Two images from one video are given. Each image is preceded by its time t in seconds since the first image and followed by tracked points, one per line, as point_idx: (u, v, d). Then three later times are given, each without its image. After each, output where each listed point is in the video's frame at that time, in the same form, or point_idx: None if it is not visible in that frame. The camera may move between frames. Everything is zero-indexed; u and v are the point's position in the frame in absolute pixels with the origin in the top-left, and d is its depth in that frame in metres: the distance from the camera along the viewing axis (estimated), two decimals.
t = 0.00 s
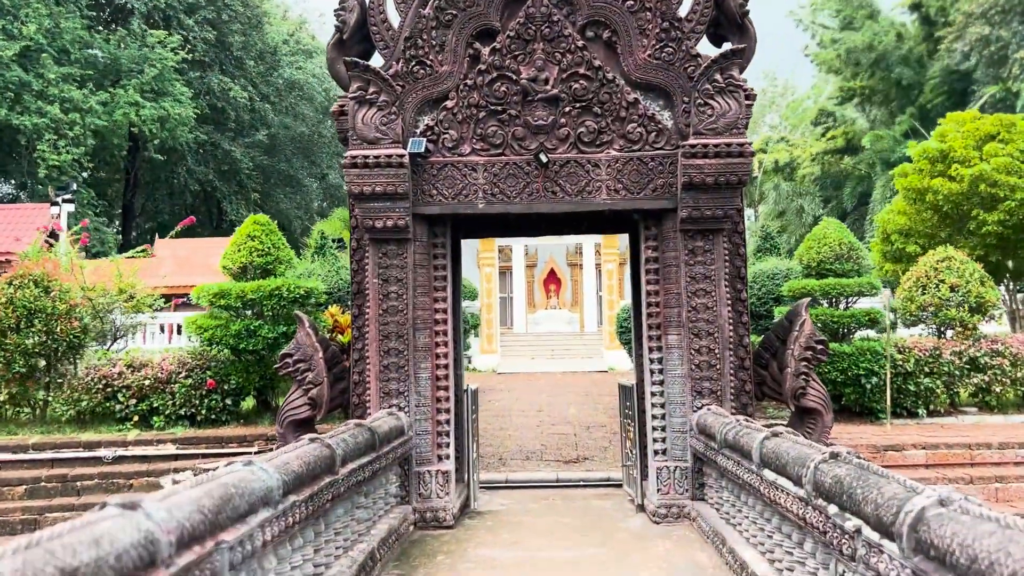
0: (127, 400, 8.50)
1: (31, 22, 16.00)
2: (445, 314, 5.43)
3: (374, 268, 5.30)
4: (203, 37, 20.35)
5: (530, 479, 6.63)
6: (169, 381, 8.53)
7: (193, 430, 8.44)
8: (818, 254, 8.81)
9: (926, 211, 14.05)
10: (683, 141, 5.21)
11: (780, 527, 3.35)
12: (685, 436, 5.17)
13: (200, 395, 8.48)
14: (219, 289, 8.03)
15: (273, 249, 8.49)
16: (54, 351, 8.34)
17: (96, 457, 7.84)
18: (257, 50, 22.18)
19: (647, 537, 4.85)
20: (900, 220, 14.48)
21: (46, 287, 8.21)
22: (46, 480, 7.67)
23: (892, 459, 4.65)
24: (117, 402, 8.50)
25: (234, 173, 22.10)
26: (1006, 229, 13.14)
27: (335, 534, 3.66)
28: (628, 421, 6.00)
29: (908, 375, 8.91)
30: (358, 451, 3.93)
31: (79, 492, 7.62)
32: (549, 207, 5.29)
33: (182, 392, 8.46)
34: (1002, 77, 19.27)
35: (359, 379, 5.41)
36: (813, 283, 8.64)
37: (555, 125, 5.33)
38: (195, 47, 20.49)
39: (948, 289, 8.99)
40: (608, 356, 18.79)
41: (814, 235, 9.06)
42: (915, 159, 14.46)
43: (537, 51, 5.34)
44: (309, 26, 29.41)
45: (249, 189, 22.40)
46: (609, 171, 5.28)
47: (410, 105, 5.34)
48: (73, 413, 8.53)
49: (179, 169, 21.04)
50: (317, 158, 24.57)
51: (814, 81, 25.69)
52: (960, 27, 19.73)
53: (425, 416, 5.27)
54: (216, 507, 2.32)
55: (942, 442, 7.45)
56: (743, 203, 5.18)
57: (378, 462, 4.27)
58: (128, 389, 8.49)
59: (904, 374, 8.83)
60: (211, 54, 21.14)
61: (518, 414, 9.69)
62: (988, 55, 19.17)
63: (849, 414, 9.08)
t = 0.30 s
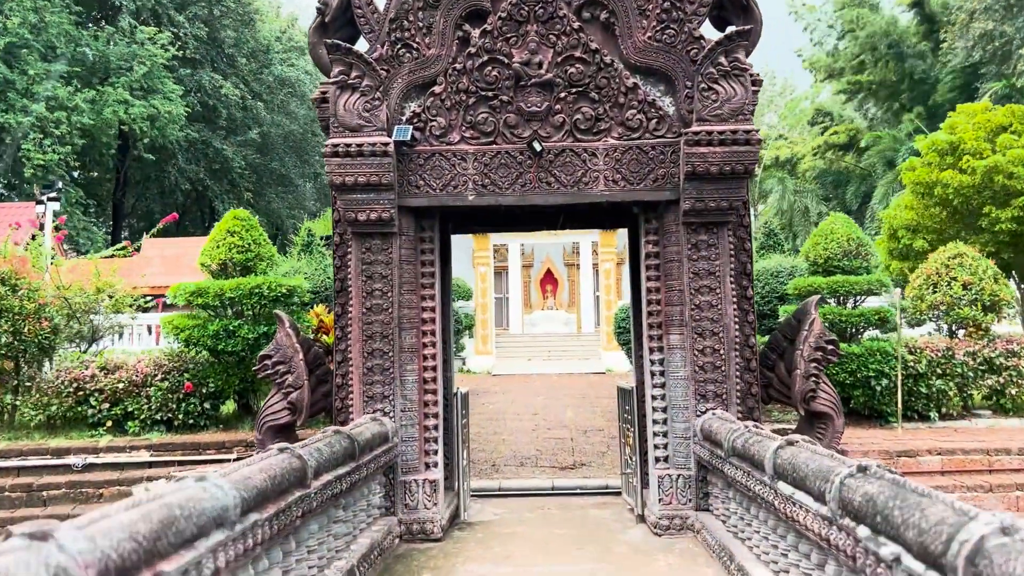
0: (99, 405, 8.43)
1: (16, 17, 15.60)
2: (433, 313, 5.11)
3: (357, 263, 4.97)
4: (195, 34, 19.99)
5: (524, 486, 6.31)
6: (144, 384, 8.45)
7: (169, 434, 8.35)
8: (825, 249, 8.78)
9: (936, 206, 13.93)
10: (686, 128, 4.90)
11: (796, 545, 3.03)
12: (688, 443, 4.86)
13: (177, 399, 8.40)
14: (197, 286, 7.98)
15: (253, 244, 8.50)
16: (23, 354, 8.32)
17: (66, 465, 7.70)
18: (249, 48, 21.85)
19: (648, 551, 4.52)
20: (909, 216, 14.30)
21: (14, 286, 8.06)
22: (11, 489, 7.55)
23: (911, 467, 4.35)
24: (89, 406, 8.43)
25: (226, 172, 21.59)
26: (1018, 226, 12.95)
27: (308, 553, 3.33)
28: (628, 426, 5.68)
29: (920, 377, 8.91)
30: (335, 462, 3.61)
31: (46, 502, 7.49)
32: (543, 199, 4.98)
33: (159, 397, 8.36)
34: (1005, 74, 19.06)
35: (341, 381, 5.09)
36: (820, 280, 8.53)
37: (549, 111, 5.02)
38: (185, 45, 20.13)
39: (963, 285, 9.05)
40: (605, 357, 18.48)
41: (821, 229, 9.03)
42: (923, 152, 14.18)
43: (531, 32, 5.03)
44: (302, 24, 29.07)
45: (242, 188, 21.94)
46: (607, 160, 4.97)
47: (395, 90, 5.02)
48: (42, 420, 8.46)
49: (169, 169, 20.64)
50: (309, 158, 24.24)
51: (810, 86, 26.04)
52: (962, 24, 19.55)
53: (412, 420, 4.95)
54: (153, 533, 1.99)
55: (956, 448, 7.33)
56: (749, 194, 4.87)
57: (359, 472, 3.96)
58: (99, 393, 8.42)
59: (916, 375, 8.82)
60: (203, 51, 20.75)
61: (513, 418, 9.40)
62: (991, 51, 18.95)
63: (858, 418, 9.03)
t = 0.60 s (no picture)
0: (71, 408, 8.32)
1: None
2: (423, 309, 4.80)
3: (342, 255, 4.65)
4: (184, 28, 19.64)
5: (521, 492, 5.99)
6: (119, 386, 8.39)
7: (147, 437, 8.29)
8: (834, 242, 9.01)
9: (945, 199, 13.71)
10: (694, 111, 4.59)
11: (826, 563, 2.72)
12: (696, 446, 4.55)
13: (155, 400, 8.33)
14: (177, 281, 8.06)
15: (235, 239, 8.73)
16: None
17: (36, 471, 7.52)
18: (239, 43, 21.51)
19: (655, 563, 4.21)
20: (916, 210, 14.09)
21: None
22: None
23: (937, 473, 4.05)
24: (61, 409, 8.31)
25: (216, 168, 21.22)
26: None
27: (282, 572, 3.02)
28: (631, 428, 5.36)
29: (935, 377, 8.94)
30: (314, 470, 3.30)
31: (12, 511, 7.20)
32: (540, 186, 4.67)
33: (135, 398, 8.30)
34: (1008, 69, 18.87)
35: (325, 382, 4.76)
36: (829, 275, 8.65)
37: (547, 93, 4.71)
38: (174, 39, 19.77)
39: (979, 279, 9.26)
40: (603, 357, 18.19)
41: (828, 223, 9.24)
42: (934, 144, 14.12)
43: (527, 9, 4.72)
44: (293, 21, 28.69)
45: (233, 185, 21.60)
46: (608, 145, 4.66)
47: (383, 71, 4.70)
48: (11, 423, 8.31)
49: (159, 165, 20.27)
50: (301, 155, 23.89)
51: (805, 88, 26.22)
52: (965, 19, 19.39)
53: (401, 422, 4.63)
54: (81, 563, 1.67)
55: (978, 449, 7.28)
56: (760, 181, 4.57)
57: (342, 481, 3.65)
58: (71, 395, 8.32)
59: (932, 373, 8.85)
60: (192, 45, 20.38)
61: (508, 419, 9.11)
62: (993, 45, 18.76)
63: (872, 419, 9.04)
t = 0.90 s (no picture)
0: (39, 416, 8.18)
1: None
2: (413, 311, 4.47)
3: (324, 252, 4.32)
4: (171, 23, 19.30)
5: (518, 504, 5.66)
6: (90, 393, 8.26)
7: (120, 446, 8.16)
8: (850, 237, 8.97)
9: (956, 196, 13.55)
10: (703, 98, 4.28)
11: None
12: (706, 458, 4.23)
13: (128, 406, 8.21)
14: (150, 282, 7.91)
15: (214, 235, 8.60)
16: None
17: None
18: (229, 39, 21.20)
19: None
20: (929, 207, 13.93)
21: None
22: None
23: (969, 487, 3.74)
24: (29, 417, 8.16)
25: (205, 166, 20.76)
26: None
27: None
28: (634, 437, 5.02)
29: (953, 381, 8.89)
30: (286, 490, 2.95)
31: None
32: (538, 179, 4.35)
33: (106, 406, 8.17)
34: (1010, 66, 18.74)
35: (308, 389, 4.42)
36: (841, 275, 8.62)
37: (545, 79, 4.38)
38: (162, 34, 19.43)
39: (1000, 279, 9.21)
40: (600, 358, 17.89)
41: (845, 215, 9.15)
42: (945, 139, 13.85)
43: None
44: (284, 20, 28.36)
45: (224, 183, 21.24)
46: (610, 136, 4.35)
47: (368, 55, 4.37)
48: None
49: (147, 163, 19.85)
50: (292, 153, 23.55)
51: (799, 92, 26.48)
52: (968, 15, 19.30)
53: (388, 432, 4.30)
54: None
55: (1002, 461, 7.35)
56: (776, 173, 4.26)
57: (319, 501, 3.30)
58: (39, 402, 8.17)
59: (949, 376, 8.81)
60: (180, 41, 20.01)
61: (503, 424, 8.83)
62: (996, 41, 18.61)
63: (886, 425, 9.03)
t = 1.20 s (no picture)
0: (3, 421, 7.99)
1: None
2: (395, 308, 4.15)
3: (299, 245, 4.00)
4: (156, 17, 18.92)
5: (509, 513, 5.35)
6: (55, 397, 8.10)
7: (87, 453, 8.04)
8: (858, 231, 9.15)
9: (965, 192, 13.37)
10: (708, 78, 3.98)
11: None
12: (711, 466, 3.94)
13: (96, 412, 8.07)
14: (116, 279, 7.70)
15: (185, 228, 8.54)
16: None
17: None
18: (215, 34, 20.85)
19: None
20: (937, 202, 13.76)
21: None
22: None
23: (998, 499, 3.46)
24: None
25: (192, 163, 20.40)
26: None
27: None
28: (632, 442, 4.72)
29: (965, 382, 8.92)
30: (247, 507, 2.63)
31: None
32: (529, 166, 4.04)
33: (72, 411, 8.02)
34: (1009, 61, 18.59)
35: (282, 393, 4.10)
36: (847, 272, 8.66)
37: (538, 58, 4.07)
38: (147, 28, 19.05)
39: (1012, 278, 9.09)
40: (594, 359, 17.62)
41: (850, 212, 9.30)
42: (951, 132, 13.75)
43: None
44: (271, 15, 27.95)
45: (211, 181, 20.88)
46: (606, 119, 4.04)
47: (348, 33, 4.05)
48: None
49: (132, 160, 19.46)
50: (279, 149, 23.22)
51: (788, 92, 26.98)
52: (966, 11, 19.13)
53: (370, 438, 3.99)
54: None
55: (1021, 467, 7.27)
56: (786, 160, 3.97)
57: (288, 518, 2.99)
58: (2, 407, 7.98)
59: (961, 378, 8.83)
60: (166, 35, 19.64)
61: (494, 427, 8.55)
62: (995, 37, 18.45)
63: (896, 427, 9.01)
